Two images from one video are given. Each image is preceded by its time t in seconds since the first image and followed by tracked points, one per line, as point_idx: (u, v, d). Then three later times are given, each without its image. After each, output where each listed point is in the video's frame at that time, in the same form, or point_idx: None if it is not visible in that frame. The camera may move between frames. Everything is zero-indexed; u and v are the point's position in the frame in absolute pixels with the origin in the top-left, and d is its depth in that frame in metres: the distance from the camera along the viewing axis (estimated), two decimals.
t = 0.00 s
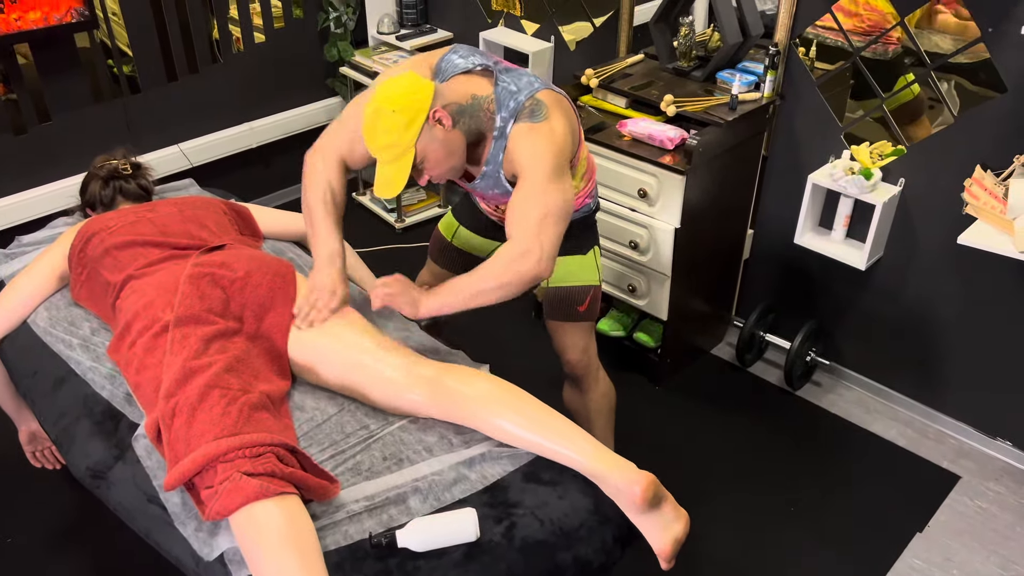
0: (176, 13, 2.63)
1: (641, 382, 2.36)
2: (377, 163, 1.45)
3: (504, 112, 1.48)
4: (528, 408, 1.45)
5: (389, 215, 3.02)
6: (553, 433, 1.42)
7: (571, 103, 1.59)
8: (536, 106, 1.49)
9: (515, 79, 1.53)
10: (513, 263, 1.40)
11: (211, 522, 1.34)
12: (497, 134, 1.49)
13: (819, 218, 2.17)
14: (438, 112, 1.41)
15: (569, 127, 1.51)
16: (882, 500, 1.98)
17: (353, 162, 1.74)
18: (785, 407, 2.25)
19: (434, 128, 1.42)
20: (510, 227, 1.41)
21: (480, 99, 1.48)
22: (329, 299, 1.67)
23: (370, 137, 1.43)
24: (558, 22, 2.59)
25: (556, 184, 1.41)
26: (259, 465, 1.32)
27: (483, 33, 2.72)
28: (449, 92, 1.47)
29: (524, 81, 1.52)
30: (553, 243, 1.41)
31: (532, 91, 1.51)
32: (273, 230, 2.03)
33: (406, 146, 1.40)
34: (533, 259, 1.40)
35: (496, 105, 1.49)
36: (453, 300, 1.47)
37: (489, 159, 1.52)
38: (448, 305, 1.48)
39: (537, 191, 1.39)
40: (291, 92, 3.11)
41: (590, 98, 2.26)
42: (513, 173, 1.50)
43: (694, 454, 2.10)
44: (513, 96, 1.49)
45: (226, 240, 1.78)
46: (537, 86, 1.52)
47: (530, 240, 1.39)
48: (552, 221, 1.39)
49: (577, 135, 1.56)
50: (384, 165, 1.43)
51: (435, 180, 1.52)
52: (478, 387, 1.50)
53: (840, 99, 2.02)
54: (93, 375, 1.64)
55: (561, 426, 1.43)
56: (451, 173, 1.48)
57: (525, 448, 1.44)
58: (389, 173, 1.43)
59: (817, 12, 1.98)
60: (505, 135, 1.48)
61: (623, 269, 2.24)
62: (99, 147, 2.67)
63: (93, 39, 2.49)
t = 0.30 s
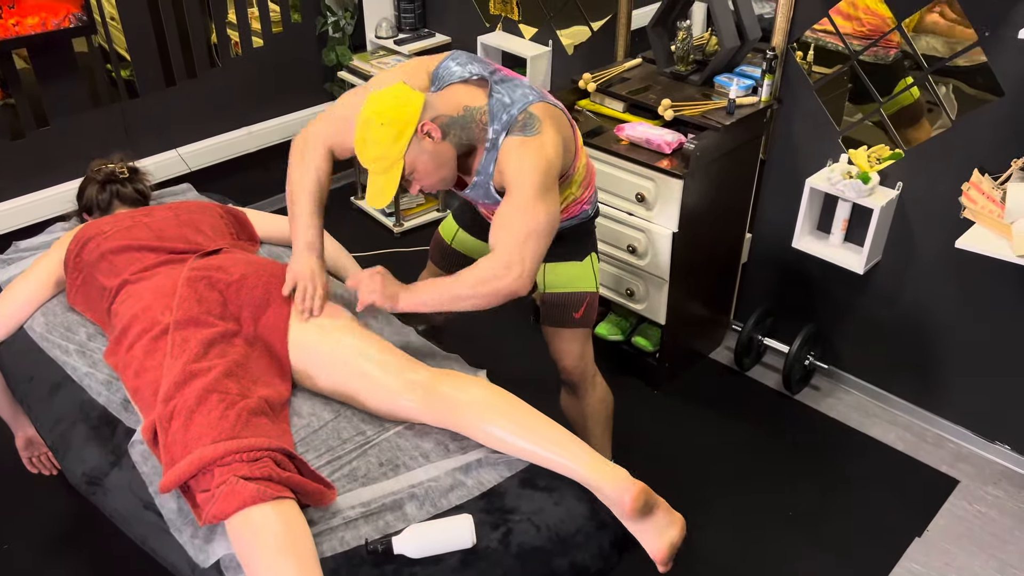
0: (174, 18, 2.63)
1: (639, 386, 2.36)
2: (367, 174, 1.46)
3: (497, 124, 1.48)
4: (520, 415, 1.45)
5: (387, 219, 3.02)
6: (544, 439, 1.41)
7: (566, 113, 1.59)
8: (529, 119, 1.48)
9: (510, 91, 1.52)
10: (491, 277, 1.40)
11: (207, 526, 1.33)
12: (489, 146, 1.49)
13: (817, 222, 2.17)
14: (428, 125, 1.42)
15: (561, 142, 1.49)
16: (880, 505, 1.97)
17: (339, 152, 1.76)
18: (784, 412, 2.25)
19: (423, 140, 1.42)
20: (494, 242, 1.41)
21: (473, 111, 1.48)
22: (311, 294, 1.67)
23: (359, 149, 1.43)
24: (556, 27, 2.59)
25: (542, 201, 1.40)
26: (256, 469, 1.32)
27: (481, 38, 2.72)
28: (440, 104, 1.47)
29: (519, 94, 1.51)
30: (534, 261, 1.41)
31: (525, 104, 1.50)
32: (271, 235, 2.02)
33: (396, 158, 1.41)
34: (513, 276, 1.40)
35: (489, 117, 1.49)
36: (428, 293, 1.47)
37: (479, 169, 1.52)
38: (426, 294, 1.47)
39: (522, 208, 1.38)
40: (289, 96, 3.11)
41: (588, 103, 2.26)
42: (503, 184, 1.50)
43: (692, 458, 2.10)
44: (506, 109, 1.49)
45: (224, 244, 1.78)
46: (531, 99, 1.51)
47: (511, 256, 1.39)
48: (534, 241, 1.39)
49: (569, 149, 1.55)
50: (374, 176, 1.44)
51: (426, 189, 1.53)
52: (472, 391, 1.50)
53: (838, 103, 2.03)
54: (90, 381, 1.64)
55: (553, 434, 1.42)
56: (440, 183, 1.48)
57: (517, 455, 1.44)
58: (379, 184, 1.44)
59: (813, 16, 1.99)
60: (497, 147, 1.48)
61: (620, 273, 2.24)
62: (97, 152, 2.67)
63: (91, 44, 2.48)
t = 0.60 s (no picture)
0: (170, 21, 2.63)
1: (636, 390, 2.35)
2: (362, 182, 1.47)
3: (491, 132, 1.47)
4: (516, 421, 1.45)
5: (384, 223, 3.01)
6: (539, 444, 1.41)
7: (562, 118, 1.58)
8: (523, 127, 1.47)
9: (504, 97, 1.51)
10: (484, 286, 1.41)
11: (202, 535, 1.33)
12: (483, 153, 1.48)
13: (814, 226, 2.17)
14: (420, 134, 1.42)
15: (555, 148, 1.49)
16: (878, 509, 1.97)
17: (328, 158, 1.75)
18: (782, 415, 2.25)
19: (415, 149, 1.42)
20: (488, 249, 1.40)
21: (467, 118, 1.48)
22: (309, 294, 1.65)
23: (353, 158, 1.45)
24: (553, 30, 2.60)
25: (535, 209, 1.39)
26: (251, 477, 1.31)
27: (478, 41, 2.72)
28: (434, 113, 1.48)
29: (513, 100, 1.50)
30: (527, 269, 1.41)
31: (520, 111, 1.48)
32: (267, 240, 2.02)
33: (388, 167, 1.42)
34: (505, 284, 1.41)
35: (483, 124, 1.48)
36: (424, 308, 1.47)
37: (472, 176, 1.52)
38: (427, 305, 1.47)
39: (515, 217, 1.38)
40: (286, 100, 3.10)
41: (585, 106, 2.26)
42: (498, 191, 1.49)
43: (690, 463, 2.10)
44: (500, 116, 1.48)
45: (219, 250, 1.78)
46: (526, 105, 1.50)
47: (504, 265, 1.39)
48: (525, 251, 1.39)
49: (564, 155, 1.54)
50: (368, 184, 1.45)
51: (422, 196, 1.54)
52: (467, 397, 1.49)
53: (834, 107, 2.03)
54: (84, 387, 1.63)
55: (549, 440, 1.42)
56: (434, 191, 1.49)
57: (513, 461, 1.43)
58: (372, 192, 1.45)
59: (810, 20, 1.99)
60: (491, 154, 1.47)
61: (617, 277, 2.24)
62: (93, 156, 2.66)
63: (88, 47, 2.48)
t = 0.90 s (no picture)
0: (168, 23, 2.63)
1: (635, 392, 2.35)
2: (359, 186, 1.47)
3: (488, 136, 1.47)
4: (513, 425, 1.44)
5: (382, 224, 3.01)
6: (536, 450, 1.41)
7: (559, 123, 1.58)
8: (521, 132, 1.46)
9: (501, 102, 1.50)
10: (484, 294, 1.42)
11: (199, 540, 1.32)
12: (480, 158, 1.48)
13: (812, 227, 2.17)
14: (417, 140, 1.42)
15: (553, 153, 1.48)
16: (876, 510, 1.97)
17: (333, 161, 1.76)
18: (780, 417, 2.25)
19: (412, 154, 1.42)
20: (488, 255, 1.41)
21: (464, 123, 1.47)
22: (314, 295, 1.65)
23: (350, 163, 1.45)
24: (551, 32, 2.59)
25: (535, 214, 1.39)
26: (247, 483, 1.31)
27: (475, 42, 2.72)
28: (430, 117, 1.47)
29: (510, 105, 1.50)
30: (527, 274, 1.41)
31: (517, 115, 1.48)
32: (264, 242, 2.02)
33: (386, 174, 1.42)
34: (503, 291, 1.41)
35: (480, 129, 1.47)
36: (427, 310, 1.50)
37: (470, 181, 1.51)
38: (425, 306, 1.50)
39: (514, 222, 1.37)
40: (283, 101, 3.10)
41: (583, 108, 2.26)
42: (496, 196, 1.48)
43: (688, 464, 2.10)
44: (497, 121, 1.47)
45: (217, 254, 1.78)
46: (523, 111, 1.50)
47: (503, 271, 1.40)
48: (526, 255, 1.39)
49: (560, 159, 1.54)
50: (365, 189, 1.45)
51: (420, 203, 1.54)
52: (465, 400, 1.49)
53: (832, 108, 2.03)
54: (82, 391, 1.64)
55: (546, 444, 1.42)
56: (432, 196, 1.48)
57: (509, 465, 1.43)
58: (369, 197, 1.45)
59: (807, 22, 1.99)
60: (489, 159, 1.47)
61: (615, 278, 2.24)
62: (90, 157, 2.66)
63: (85, 49, 2.48)
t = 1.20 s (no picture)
0: (167, 25, 2.63)
1: (633, 395, 2.35)
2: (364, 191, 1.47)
3: (494, 140, 1.47)
4: (511, 428, 1.44)
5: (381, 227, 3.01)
6: (534, 452, 1.41)
7: (562, 126, 1.59)
8: (526, 136, 1.48)
9: (505, 106, 1.51)
10: (487, 296, 1.42)
11: (197, 544, 1.32)
12: (486, 162, 1.48)
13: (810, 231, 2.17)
14: (423, 145, 1.42)
15: (558, 158, 1.50)
16: (874, 513, 1.97)
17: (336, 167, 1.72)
18: (778, 419, 2.25)
19: (418, 159, 1.42)
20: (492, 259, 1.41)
21: (469, 127, 1.47)
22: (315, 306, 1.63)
23: (355, 168, 1.44)
24: (549, 35, 2.60)
25: (539, 218, 1.40)
26: (245, 486, 1.31)
27: (474, 46, 2.72)
28: (435, 121, 1.46)
29: (515, 109, 1.51)
30: (531, 278, 1.41)
31: (523, 120, 1.49)
32: (264, 245, 2.02)
33: (391, 179, 1.42)
34: (508, 294, 1.41)
35: (486, 132, 1.47)
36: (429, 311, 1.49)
37: (475, 186, 1.51)
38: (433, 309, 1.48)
39: (519, 225, 1.38)
40: (283, 104, 3.10)
41: (581, 111, 2.26)
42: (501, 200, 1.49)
43: (687, 467, 2.10)
44: (502, 125, 1.48)
45: (215, 256, 1.78)
46: (528, 114, 1.51)
47: (508, 275, 1.40)
48: (530, 258, 1.39)
49: (566, 164, 1.56)
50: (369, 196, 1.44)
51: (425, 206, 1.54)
52: (461, 404, 1.49)
53: (830, 111, 2.03)
54: (80, 395, 1.64)
55: (545, 447, 1.41)
56: (437, 201, 1.49)
57: (507, 467, 1.43)
58: (375, 203, 1.44)
59: (806, 26, 1.99)
60: (494, 163, 1.47)
61: (614, 282, 2.24)
62: (89, 160, 2.66)
63: (83, 51, 2.47)
